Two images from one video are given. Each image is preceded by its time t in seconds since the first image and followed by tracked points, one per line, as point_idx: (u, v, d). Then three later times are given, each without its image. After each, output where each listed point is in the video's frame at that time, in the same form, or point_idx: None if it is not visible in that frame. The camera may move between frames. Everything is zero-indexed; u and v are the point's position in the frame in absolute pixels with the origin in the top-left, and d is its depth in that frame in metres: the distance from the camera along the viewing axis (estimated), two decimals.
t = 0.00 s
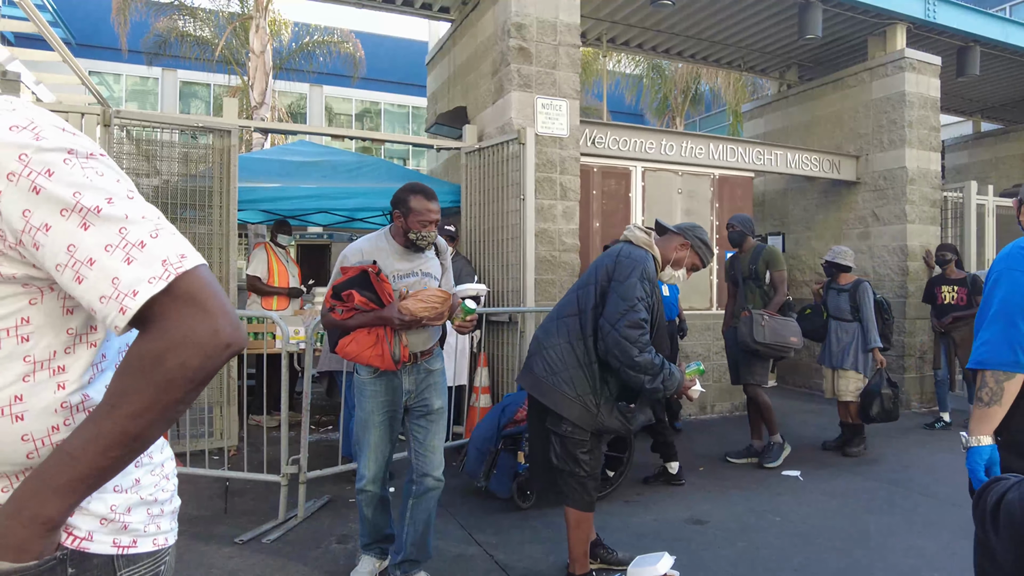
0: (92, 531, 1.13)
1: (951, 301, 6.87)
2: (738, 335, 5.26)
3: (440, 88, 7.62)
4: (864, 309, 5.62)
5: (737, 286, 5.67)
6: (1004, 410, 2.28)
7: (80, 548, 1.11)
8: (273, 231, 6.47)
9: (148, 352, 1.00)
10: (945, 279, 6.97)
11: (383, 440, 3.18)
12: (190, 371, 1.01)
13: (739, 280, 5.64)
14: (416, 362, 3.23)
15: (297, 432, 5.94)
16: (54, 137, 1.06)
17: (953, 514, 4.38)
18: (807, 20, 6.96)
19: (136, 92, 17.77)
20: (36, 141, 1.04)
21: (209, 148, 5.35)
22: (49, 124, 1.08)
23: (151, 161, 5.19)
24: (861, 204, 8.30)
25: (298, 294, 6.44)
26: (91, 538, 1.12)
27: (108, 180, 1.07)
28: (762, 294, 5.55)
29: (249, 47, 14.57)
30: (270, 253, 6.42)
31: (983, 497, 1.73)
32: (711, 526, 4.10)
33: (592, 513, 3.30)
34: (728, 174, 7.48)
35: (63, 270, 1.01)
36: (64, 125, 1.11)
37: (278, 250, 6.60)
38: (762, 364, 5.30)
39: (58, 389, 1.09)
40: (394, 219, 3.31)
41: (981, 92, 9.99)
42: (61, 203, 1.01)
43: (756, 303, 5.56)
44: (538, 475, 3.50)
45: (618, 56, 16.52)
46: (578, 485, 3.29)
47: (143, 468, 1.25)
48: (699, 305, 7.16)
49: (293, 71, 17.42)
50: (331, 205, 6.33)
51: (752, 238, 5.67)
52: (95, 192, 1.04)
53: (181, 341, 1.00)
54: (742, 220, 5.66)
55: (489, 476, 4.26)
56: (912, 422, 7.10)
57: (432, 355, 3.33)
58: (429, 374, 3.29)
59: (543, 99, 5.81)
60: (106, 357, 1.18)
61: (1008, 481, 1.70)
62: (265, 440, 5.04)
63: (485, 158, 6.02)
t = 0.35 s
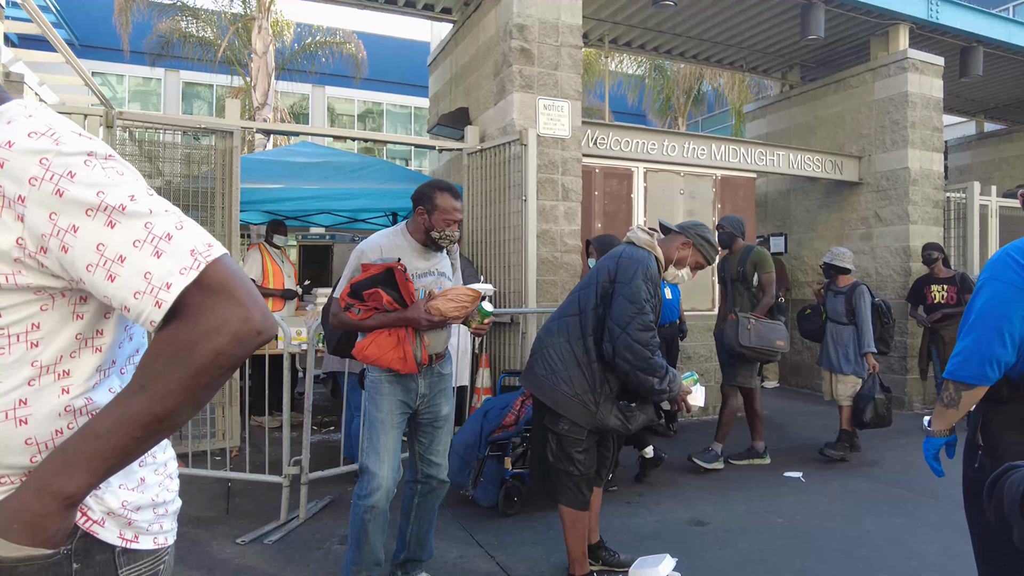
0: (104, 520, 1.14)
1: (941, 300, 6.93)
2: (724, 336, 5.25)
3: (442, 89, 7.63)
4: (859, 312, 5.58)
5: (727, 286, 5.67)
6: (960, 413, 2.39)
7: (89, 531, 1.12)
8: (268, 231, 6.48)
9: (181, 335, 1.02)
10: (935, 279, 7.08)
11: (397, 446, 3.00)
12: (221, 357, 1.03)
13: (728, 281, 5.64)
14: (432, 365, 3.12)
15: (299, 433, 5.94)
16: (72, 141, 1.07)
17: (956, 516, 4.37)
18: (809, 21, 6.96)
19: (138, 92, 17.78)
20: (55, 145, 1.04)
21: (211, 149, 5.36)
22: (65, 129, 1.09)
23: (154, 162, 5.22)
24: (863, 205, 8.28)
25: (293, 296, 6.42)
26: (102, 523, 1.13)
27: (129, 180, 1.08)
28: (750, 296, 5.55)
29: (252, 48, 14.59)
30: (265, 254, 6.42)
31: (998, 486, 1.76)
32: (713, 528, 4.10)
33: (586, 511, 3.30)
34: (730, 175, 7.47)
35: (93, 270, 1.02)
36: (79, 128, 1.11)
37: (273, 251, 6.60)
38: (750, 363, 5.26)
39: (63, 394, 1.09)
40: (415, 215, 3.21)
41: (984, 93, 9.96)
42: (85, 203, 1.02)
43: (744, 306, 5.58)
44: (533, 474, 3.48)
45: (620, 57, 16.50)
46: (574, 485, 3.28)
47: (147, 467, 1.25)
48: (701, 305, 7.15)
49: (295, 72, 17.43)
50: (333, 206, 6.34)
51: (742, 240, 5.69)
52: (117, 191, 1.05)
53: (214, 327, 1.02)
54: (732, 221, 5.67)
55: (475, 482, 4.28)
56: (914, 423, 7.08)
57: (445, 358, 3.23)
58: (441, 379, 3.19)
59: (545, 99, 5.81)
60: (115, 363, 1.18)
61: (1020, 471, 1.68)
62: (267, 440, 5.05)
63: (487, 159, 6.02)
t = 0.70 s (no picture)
0: (64, 540, 1.16)
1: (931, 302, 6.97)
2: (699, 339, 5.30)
3: (440, 90, 7.63)
4: (850, 314, 5.57)
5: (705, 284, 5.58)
6: (962, 388, 2.38)
7: (49, 555, 1.15)
8: (263, 232, 6.50)
9: (125, 351, 1.01)
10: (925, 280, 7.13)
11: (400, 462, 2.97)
12: (163, 373, 1.01)
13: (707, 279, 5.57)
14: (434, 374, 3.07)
15: (296, 433, 5.95)
16: (41, 132, 1.08)
17: (952, 516, 4.38)
18: (807, 21, 6.97)
19: (138, 93, 17.80)
20: (22, 135, 1.06)
21: (209, 151, 5.36)
22: (40, 121, 1.11)
23: (154, 162, 5.22)
24: (862, 205, 8.29)
25: (286, 298, 6.42)
26: (62, 546, 1.15)
27: (92, 177, 1.09)
28: (726, 297, 5.43)
29: (251, 49, 14.60)
30: (257, 256, 6.43)
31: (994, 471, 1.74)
32: (709, 528, 4.10)
33: (577, 511, 3.30)
34: (728, 176, 7.48)
35: (42, 263, 1.03)
36: (54, 121, 1.13)
37: (265, 252, 6.62)
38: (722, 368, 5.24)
39: (38, 389, 1.11)
40: (411, 215, 3.13)
41: (982, 93, 9.97)
42: (43, 196, 1.03)
43: (718, 307, 5.48)
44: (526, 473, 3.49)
45: (620, 57, 16.52)
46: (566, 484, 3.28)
47: (113, 483, 1.25)
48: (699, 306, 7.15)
49: (295, 72, 17.45)
50: (331, 206, 6.35)
51: (727, 239, 5.59)
52: (77, 186, 1.06)
53: (158, 341, 1.01)
54: (718, 220, 5.62)
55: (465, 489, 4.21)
56: (911, 423, 7.09)
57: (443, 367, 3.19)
58: (441, 390, 3.17)
59: (543, 100, 5.82)
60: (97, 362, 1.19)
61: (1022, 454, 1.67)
62: (264, 441, 5.06)
63: (485, 159, 6.03)
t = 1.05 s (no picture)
0: (20, 550, 1.18)
1: (909, 301, 6.83)
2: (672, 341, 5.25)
3: (430, 91, 7.65)
4: (836, 314, 5.64)
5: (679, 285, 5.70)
6: (970, 375, 2.50)
7: (5, 563, 1.18)
8: (252, 233, 6.50)
9: (54, 377, 1.06)
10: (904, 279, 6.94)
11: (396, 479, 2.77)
12: (88, 400, 1.07)
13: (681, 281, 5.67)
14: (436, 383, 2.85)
15: (284, 434, 5.95)
16: None
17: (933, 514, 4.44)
18: (795, 23, 7.03)
19: (128, 93, 17.70)
20: None
21: (198, 152, 5.35)
22: None
23: (142, 162, 5.20)
24: (849, 206, 8.36)
25: (276, 299, 6.43)
26: (17, 555, 1.18)
27: (39, 187, 1.13)
28: (699, 298, 5.55)
29: (242, 49, 14.55)
30: (247, 258, 6.42)
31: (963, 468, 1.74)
32: (693, 527, 4.14)
33: (562, 515, 3.32)
34: (716, 177, 7.53)
35: None
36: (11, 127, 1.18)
37: (255, 254, 6.61)
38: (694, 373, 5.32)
39: None
40: (412, 211, 2.91)
41: (968, 95, 10.08)
42: None
43: (691, 307, 5.62)
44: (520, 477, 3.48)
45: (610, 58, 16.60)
46: (560, 484, 3.30)
47: (75, 486, 1.26)
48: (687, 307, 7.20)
49: (286, 73, 17.41)
50: (320, 208, 6.36)
51: (700, 241, 5.65)
52: (21, 200, 1.11)
53: (84, 369, 1.06)
54: (692, 221, 5.63)
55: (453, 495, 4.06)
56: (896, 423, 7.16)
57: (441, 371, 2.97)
58: (441, 392, 2.94)
59: (531, 102, 5.86)
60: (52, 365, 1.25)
61: (995, 449, 1.68)
62: (252, 442, 5.06)
63: (473, 160, 6.05)
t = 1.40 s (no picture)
0: None
1: (874, 300, 6.91)
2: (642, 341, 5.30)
3: (407, 90, 7.62)
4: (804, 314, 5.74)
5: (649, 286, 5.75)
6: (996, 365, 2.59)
7: None
8: (227, 232, 6.42)
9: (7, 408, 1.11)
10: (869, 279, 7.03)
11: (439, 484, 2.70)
12: (36, 431, 1.12)
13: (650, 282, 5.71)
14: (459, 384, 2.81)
15: (258, 436, 5.89)
16: None
17: (899, 509, 4.55)
18: (769, 28, 7.13)
19: (98, 89, 17.34)
20: None
21: (171, 150, 5.29)
22: None
23: (114, 160, 5.11)
24: (821, 207, 8.51)
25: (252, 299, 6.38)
26: None
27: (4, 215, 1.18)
28: (670, 299, 5.60)
29: (216, 46, 14.35)
30: (223, 258, 6.34)
31: (920, 467, 1.68)
32: (668, 524, 4.20)
33: (542, 515, 3.32)
34: (691, 179, 7.62)
35: None
36: None
37: (231, 253, 6.52)
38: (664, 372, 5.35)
39: None
40: (442, 207, 2.83)
41: (935, 100, 10.32)
42: None
43: (662, 308, 5.66)
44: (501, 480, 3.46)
45: (587, 60, 16.68)
46: (543, 486, 3.32)
47: (45, 487, 1.30)
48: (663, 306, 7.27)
49: (261, 70, 17.21)
50: (296, 207, 6.31)
51: (668, 241, 5.71)
52: None
53: (36, 402, 1.11)
54: (659, 221, 5.66)
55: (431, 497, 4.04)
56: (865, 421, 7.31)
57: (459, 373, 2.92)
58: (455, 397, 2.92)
59: (508, 102, 5.87)
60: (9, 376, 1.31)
61: (951, 446, 1.62)
62: (226, 443, 5.01)
63: (451, 160, 6.05)
